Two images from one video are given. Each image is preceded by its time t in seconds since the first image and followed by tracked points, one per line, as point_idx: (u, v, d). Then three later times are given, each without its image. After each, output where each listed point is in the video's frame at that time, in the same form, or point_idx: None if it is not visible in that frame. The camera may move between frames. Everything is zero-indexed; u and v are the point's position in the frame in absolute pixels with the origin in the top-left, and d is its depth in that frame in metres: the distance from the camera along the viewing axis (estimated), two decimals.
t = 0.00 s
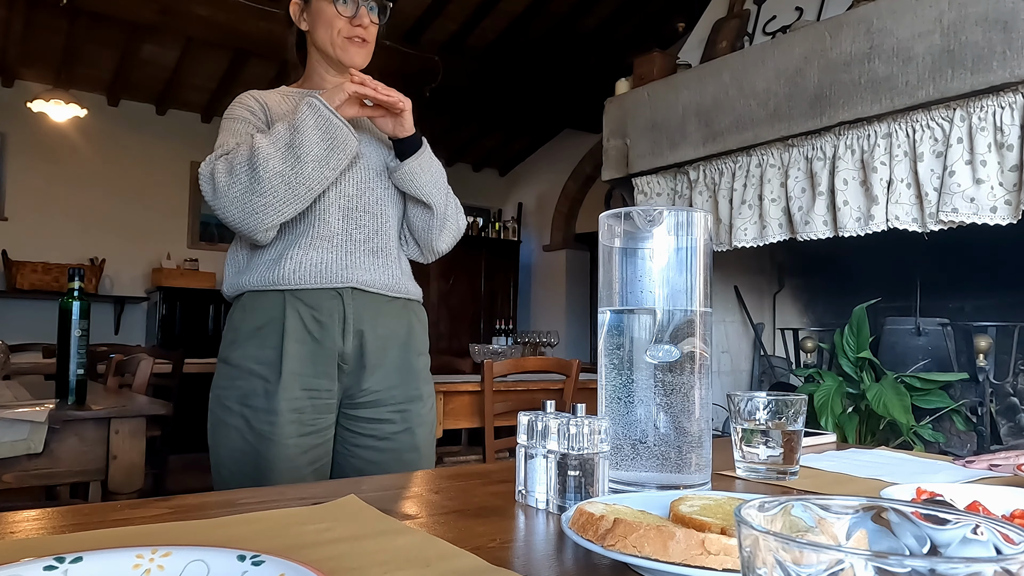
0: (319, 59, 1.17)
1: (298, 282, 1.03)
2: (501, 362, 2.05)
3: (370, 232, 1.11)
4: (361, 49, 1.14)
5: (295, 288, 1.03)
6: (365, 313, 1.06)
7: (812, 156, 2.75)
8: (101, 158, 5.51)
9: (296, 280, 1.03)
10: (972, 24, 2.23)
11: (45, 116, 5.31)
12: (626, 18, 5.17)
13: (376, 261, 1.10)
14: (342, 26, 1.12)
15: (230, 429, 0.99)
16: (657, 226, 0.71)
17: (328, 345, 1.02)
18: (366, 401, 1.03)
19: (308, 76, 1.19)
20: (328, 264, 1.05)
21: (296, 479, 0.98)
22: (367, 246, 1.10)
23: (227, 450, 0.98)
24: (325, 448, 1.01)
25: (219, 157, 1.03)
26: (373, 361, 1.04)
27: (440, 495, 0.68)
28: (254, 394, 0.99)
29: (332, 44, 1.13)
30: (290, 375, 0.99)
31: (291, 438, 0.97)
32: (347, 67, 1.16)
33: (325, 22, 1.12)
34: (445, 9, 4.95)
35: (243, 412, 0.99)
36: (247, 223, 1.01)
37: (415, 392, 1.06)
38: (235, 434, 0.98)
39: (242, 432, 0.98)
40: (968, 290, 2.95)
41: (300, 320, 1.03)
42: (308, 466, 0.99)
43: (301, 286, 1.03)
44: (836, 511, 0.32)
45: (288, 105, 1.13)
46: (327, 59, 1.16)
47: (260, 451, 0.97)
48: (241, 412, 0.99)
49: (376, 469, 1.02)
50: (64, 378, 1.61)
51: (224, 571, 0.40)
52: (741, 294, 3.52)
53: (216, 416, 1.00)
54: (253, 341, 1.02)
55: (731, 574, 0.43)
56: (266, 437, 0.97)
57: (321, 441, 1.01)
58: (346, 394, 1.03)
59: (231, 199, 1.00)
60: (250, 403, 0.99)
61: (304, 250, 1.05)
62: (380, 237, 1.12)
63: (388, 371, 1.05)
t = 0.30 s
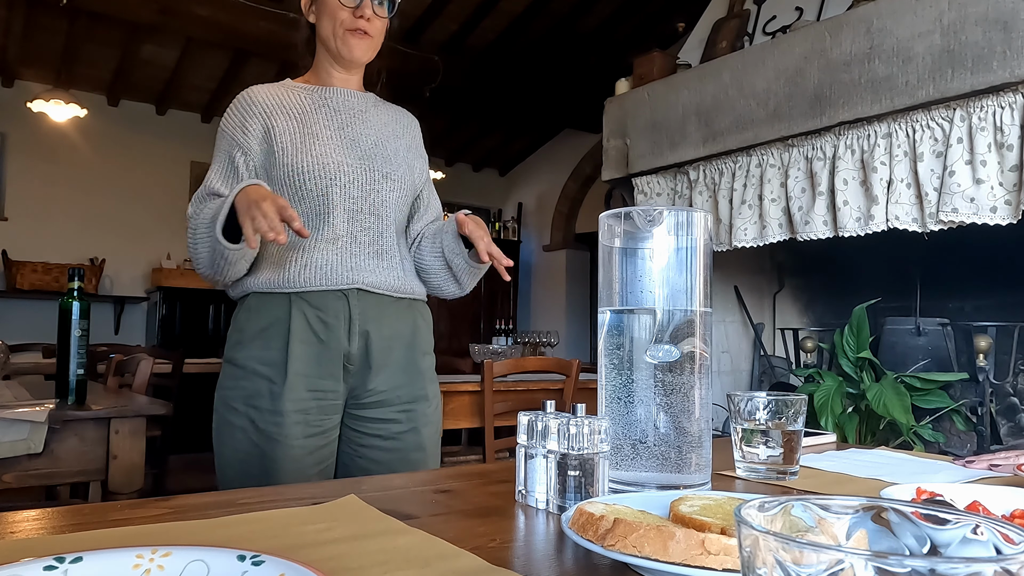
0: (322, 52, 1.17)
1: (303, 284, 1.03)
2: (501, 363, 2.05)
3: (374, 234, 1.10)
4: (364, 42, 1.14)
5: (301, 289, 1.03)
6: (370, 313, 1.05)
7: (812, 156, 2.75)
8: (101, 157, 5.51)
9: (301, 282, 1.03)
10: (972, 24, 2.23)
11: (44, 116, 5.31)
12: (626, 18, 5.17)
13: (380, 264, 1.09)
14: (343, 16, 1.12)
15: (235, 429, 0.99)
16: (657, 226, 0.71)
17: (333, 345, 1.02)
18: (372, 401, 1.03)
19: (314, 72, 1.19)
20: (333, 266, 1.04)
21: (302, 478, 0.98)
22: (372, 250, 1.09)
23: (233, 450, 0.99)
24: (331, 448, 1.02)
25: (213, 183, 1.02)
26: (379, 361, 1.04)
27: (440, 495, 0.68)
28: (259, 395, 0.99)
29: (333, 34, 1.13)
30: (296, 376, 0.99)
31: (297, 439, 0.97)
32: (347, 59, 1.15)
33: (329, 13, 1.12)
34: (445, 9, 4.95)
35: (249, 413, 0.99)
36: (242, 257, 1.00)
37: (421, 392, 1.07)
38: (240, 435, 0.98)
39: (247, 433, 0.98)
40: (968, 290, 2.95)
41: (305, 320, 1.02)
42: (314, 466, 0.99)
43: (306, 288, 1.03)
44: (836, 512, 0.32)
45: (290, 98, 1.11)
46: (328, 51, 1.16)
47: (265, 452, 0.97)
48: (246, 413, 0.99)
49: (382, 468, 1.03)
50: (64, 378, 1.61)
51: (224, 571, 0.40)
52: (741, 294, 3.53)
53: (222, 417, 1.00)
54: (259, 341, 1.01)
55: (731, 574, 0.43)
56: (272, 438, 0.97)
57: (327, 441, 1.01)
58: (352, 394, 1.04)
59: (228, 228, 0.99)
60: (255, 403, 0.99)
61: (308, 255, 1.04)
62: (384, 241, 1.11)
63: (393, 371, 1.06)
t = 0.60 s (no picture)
0: (334, 59, 1.16)
1: (306, 284, 1.03)
2: (501, 363, 2.05)
3: (377, 233, 1.09)
4: (381, 57, 1.16)
5: (305, 289, 1.03)
6: (374, 313, 1.06)
7: (812, 156, 2.75)
8: (101, 157, 5.51)
9: (304, 282, 1.03)
10: (972, 24, 2.23)
11: (44, 116, 5.31)
12: (626, 18, 5.17)
13: (383, 264, 1.09)
14: (368, 34, 1.12)
15: (240, 430, 0.99)
16: (657, 226, 0.71)
17: (337, 345, 1.02)
18: (376, 401, 1.03)
19: (319, 73, 1.19)
20: (335, 266, 1.04)
21: (305, 478, 0.98)
22: (374, 250, 1.08)
23: (237, 450, 0.98)
24: (334, 448, 1.02)
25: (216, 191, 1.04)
26: (383, 361, 1.04)
27: (440, 495, 0.68)
28: (263, 394, 0.99)
29: (353, 48, 1.13)
30: (300, 376, 0.99)
31: (301, 439, 0.97)
32: (363, 72, 1.17)
33: (348, 25, 1.12)
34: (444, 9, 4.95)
35: (252, 412, 0.99)
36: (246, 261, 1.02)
37: (424, 392, 1.07)
38: (244, 435, 0.98)
39: (251, 434, 0.98)
40: (968, 290, 2.95)
41: (309, 321, 1.03)
42: (317, 465, 0.99)
43: (310, 289, 1.03)
44: (836, 511, 0.32)
45: (292, 102, 1.11)
46: (343, 61, 1.16)
47: (269, 452, 0.97)
48: (251, 413, 0.99)
49: (386, 468, 1.03)
50: (64, 378, 1.61)
51: (224, 570, 0.40)
52: (741, 294, 3.53)
53: (226, 417, 1.00)
54: (263, 342, 1.01)
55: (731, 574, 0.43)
56: (276, 438, 0.97)
57: (330, 441, 1.01)
58: (356, 394, 1.04)
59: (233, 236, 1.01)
60: (260, 404, 0.99)
61: (310, 255, 1.04)
62: (387, 241, 1.10)
63: (397, 371, 1.06)
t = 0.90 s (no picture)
0: (335, 62, 1.17)
1: (306, 285, 1.03)
2: (501, 363, 2.05)
3: (376, 233, 1.09)
4: (381, 59, 1.16)
5: (304, 289, 1.03)
6: (372, 313, 1.05)
7: (812, 156, 2.75)
8: (101, 157, 5.51)
9: (303, 283, 1.03)
10: (972, 24, 2.22)
11: (44, 116, 5.31)
12: (626, 18, 5.17)
13: (382, 264, 1.09)
14: (367, 36, 1.12)
15: (239, 428, 0.99)
16: (657, 226, 0.71)
17: (336, 345, 1.02)
18: (375, 401, 1.03)
19: (321, 77, 1.19)
20: (333, 268, 1.05)
21: (303, 477, 0.98)
22: (373, 251, 1.08)
23: (236, 448, 0.99)
24: (333, 447, 1.02)
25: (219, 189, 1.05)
26: (382, 361, 1.04)
27: (441, 495, 0.68)
28: (262, 393, 0.99)
29: (353, 51, 1.13)
30: (298, 375, 0.99)
31: (299, 438, 0.97)
32: (364, 75, 1.17)
33: (348, 28, 1.12)
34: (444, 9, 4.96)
35: (251, 411, 0.99)
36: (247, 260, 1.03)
37: (423, 393, 1.06)
38: (243, 433, 0.99)
39: (250, 432, 0.98)
40: (968, 290, 2.95)
41: (307, 320, 1.02)
42: (315, 465, 0.99)
43: (309, 288, 1.03)
44: (836, 512, 0.32)
45: (294, 101, 1.11)
46: (343, 65, 1.16)
47: (267, 450, 0.97)
48: (250, 412, 0.99)
49: (385, 469, 1.03)
50: (64, 378, 1.61)
51: (224, 571, 0.40)
52: (741, 294, 3.53)
53: (226, 416, 1.00)
54: (262, 341, 1.01)
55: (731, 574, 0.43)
56: (274, 437, 0.97)
57: (328, 441, 1.01)
58: (355, 394, 1.04)
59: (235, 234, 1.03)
60: (258, 403, 0.99)
61: (309, 256, 1.05)
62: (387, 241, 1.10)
63: (396, 371, 1.06)
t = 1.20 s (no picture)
0: (339, 62, 1.17)
1: (308, 286, 1.03)
2: (501, 363, 2.05)
3: (378, 231, 1.09)
4: (384, 55, 1.16)
5: (306, 289, 1.03)
6: (375, 314, 1.05)
7: (812, 156, 2.75)
8: (102, 157, 5.51)
9: (305, 281, 1.03)
10: (972, 24, 2.22)
11: (44, 116, 5.31)
12: (626, 17, 5.18)
13: (384, 263, 1.09)
14: (369, 31, 1.12)
15: (240, 429, 0.99)
16: (657, 226, 0.71)
17: (338, 346, 1.02)
18: (377, 402, 1.03)
19: (324, 78, 1.19)
20: (335, 267, 1.05)
21: (305, 479, 0.98)
22: (375, 249, 1.08)
23: (238, 449, 0.99)
24: (334, 449, 1.02)
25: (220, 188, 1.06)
26: (384, 363, 1.04)
27: (440, 495, 0.68)
28: (264, 394, 0.99)
29: (355, 47, 1.13)
30: (300, 376, 0.99)
31: (300, 439, 0.97)
32: (367, 72, 1.17)
33: (350, 26, 1.12)
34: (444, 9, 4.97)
35: (253, 412, 0.99)
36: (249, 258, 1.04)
37: (425, 394, 1.06)
38: (244, 434, 0.99)
39: (251, 433, 0.98)
40: (968, 290, 2.95)
41: (310, 322, 1.03)
42: (317, 466, 0.99)
43: (311, 289, 1.03)
44: (836, 512, 0.32)
45: (296, 99, 1.12)
46: (347, 63, 1.16)
47: (269, 452, 0.97)
48: (251, 413, 0.99)
49: (387, 470, 1.03)
50: (64, 378, 1.61)
51: (223, 571, 0.40)
52: (741, 294, 3.53)
53: (228, 417, 1.00)
54: (265, 342, 1.01)
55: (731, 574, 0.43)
56: (275, 437, 0.97)
57: (330, 442, 1.01)
58: (357, 395, 1.04)
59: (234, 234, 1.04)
60: (260, 404, 0.99)
61: (311, 254, 1.05)
62: (388, 240, 1.10)
63: (399, 372, 1.06)
